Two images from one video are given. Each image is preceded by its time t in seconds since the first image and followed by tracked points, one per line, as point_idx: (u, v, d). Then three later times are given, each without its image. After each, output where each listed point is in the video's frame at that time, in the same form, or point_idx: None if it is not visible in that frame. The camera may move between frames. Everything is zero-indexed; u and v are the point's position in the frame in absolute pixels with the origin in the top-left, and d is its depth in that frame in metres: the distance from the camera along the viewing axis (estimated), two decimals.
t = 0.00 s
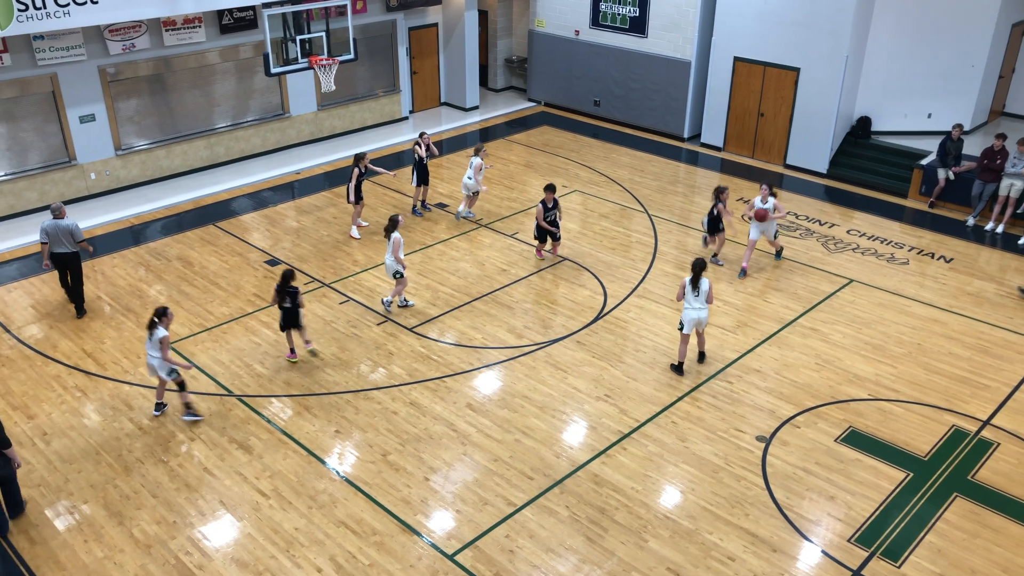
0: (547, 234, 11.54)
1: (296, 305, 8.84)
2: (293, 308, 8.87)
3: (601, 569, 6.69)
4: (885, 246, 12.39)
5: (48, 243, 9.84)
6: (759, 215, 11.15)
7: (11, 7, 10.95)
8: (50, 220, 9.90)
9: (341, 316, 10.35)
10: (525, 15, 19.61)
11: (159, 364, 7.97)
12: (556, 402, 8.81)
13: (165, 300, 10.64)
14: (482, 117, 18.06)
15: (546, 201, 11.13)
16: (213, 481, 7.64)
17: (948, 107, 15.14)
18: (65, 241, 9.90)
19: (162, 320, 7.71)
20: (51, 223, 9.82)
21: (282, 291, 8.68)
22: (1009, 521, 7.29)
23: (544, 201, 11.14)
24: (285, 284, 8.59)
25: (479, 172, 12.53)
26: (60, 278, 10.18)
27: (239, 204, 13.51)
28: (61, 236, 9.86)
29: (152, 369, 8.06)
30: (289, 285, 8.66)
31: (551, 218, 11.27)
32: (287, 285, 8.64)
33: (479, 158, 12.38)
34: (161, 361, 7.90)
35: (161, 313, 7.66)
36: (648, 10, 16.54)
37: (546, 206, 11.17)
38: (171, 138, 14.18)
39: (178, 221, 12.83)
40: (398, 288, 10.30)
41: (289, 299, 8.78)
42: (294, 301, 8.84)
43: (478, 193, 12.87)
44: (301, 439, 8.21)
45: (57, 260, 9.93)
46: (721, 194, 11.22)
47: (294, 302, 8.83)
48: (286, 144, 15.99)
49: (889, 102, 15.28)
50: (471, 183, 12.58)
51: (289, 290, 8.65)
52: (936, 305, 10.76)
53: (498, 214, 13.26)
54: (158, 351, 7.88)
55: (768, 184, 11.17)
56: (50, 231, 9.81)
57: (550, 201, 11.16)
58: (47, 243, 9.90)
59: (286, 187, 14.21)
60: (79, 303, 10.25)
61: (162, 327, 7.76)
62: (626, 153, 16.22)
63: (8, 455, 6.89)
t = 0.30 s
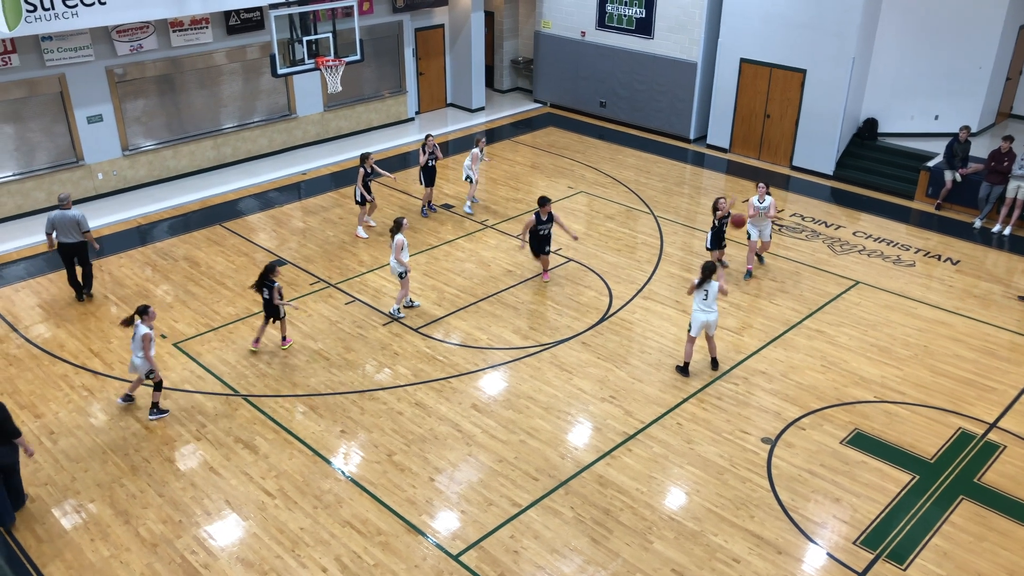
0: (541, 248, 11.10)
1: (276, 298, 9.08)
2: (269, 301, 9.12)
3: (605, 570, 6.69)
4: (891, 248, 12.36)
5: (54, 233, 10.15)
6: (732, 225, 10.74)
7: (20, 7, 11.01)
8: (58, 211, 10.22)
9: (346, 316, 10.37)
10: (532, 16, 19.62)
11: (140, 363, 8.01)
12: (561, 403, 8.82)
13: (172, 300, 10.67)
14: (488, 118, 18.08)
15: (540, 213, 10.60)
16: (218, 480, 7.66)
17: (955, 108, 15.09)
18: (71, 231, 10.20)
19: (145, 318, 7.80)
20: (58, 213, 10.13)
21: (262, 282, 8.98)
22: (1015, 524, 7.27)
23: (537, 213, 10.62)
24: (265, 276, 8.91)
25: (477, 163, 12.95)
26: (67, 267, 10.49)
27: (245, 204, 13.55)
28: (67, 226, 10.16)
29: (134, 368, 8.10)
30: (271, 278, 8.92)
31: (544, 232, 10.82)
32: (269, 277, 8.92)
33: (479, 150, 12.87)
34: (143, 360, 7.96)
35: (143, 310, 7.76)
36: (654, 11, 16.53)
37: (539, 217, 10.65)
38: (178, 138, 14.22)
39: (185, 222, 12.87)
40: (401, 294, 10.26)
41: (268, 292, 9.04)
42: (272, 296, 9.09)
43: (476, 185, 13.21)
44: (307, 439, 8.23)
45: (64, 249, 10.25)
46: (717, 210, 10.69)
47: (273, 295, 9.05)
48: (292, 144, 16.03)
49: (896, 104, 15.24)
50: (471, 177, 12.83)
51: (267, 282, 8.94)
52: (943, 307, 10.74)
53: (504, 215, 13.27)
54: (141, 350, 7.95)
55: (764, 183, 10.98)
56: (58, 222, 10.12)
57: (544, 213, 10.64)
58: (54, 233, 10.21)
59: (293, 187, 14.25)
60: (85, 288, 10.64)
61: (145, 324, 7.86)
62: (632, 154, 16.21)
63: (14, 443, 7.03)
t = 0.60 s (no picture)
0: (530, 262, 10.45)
1: (255, 294, 9.04)
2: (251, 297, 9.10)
3: (615, 571, 6.70)
4: (904, 250, 12.31)
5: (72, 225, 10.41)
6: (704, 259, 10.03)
7: (35, 8, 11.09)
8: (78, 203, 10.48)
9: (357, 316, 10.41)
10: (543, 17, 19.62)
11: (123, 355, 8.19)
12: (571, 405, 8.82)
13: (184, 299, 10.73)
14: (499, 119, 18.09)
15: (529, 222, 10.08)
16: (229, 479, 7.70)
17: (969, 110, 14.96)
18: (89, 223, 10.46)
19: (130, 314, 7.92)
20: (77, 204, 10.39)
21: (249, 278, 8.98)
22: None
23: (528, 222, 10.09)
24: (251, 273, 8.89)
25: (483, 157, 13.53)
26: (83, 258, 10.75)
27: (257, 204, 13.60)
28: (85, 218, 10.41)
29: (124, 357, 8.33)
30: (258, 274, 8.92)
31: (532, 242, 10.22)
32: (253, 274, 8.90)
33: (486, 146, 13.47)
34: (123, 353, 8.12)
35: (133, 305, 7.91)
36: (666, 12, 16.51)
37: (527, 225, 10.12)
38: (191, 138, 14.29)
39: (197, 221, 12.94)
40: (404, 298, 10.24)
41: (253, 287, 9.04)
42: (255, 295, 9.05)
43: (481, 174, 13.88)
44: (317, 438, 8.26)
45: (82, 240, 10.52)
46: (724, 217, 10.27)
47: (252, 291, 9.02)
48: (304, 144, 16.08)
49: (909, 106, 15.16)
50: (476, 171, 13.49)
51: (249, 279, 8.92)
52: (956, 310, 10.68)
53: (515, 215, 13.28)
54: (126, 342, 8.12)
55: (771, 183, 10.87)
56: (77, 213, 10.37)
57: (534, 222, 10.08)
58: (73, 224, 10.45)
59: (304, 187, 14.30)
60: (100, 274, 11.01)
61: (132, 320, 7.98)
62: (643, 154, 16.19)
63: (23, 439, 7.06)
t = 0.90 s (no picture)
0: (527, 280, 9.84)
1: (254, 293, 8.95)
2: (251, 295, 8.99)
3: (628, 572, 6.67)
4: (923, 252, 12.19)
5: (99, 211, 10.73)
6: (742, 259, 9.05)
7: (58, 5, 11.22)
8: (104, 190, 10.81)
9: (373, 313, 10.43)
10: (562, 15, 19.59)
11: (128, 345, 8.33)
12: (586, 404, 8.79)
13: (201, 294, 10.80)
14: (516, 117, 18.08)
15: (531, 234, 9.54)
16: (244, 473, 7.74)
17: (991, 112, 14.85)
18: (114, 209, 10.77)
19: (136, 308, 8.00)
20: (103, 191, 10.71)
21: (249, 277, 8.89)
22: None
23: (528, 234, 9.60)
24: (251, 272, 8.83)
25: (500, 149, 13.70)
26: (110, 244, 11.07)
27: (275, 200, 13.67)
28: (111, 204, 10.72)
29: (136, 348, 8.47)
30: (258, 273, 8.86)
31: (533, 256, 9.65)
32: (255, 272, 8.85)
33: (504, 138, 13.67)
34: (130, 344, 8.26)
35: (138, 298, 7.98)
36: (686, 11, 16.45)
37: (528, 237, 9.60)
38: (210, 134, 14.38)
39: (215, 217, 13.01)
40: (418, 296, 10.24)
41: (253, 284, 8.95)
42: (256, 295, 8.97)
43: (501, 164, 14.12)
44: (332, 434, 8.28)
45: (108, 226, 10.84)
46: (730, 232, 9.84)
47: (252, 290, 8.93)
48: (322, 141, 16.14)
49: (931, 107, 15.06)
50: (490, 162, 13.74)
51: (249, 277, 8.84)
52: (976, 314, 10.57)
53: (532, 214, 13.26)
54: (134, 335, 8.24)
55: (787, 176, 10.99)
56: (103, 200, 10.69)
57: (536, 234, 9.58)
58: (100, 210, 10.80)
59: (322, 184, 14.35)
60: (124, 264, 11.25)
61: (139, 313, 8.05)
62: (661, 154, 16.13)
63: (30, 430, 7.11)
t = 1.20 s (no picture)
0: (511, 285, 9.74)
1: (243, 299, 8.84)
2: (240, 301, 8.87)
3: (630, 572, 6.67)
4: (927, 253, 12.18)
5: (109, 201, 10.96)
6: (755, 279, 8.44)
7: (64, 4, 11.25)
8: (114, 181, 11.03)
9: (376, 312, 10.45)
10: (567, 15, 19.59)
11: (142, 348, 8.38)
12: (589, 404, 8.80)
13: (205, 292, 10.82)
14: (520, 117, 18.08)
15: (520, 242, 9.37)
16: (247, 472, 7.76)
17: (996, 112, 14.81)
18: (123, 200, 10.98)
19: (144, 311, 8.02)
20: (113, 182, 10.93)
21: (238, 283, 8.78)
22: None
23: (519, 242, 9.42)
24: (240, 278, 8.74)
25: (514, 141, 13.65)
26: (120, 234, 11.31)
27: (279, 199, 13.69)
28: (119, 195, 10.94)
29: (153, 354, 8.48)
30: (247, 278, 8.77)
31: (520, 263, 9.50)
32: (242, 279, 8.75)
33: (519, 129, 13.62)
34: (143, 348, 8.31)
35: (148, 303, 7.99)
36: (690, 11, 16.44)
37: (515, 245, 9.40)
38: (215, 133, 14.40)
39: (220, 216, 13.03)
40: (418, 294, 10.25)
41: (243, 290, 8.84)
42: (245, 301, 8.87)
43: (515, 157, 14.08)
44: (336, 433, 8.30)
45: (117, 217, 11.08)
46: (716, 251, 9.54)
47: (240, 296, 8.82)
48: (326, 140, 16.16)
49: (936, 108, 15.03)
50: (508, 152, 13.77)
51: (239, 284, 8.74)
52: (979, 315, 10.55)
53: (536, 214, 13.27)
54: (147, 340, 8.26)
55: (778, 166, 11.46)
56: (112, 191, 10.91)
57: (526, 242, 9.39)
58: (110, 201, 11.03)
59: (326, 183, 14.37)
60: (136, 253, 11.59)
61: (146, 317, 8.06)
62: (665, 154, 16.12)
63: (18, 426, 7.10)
